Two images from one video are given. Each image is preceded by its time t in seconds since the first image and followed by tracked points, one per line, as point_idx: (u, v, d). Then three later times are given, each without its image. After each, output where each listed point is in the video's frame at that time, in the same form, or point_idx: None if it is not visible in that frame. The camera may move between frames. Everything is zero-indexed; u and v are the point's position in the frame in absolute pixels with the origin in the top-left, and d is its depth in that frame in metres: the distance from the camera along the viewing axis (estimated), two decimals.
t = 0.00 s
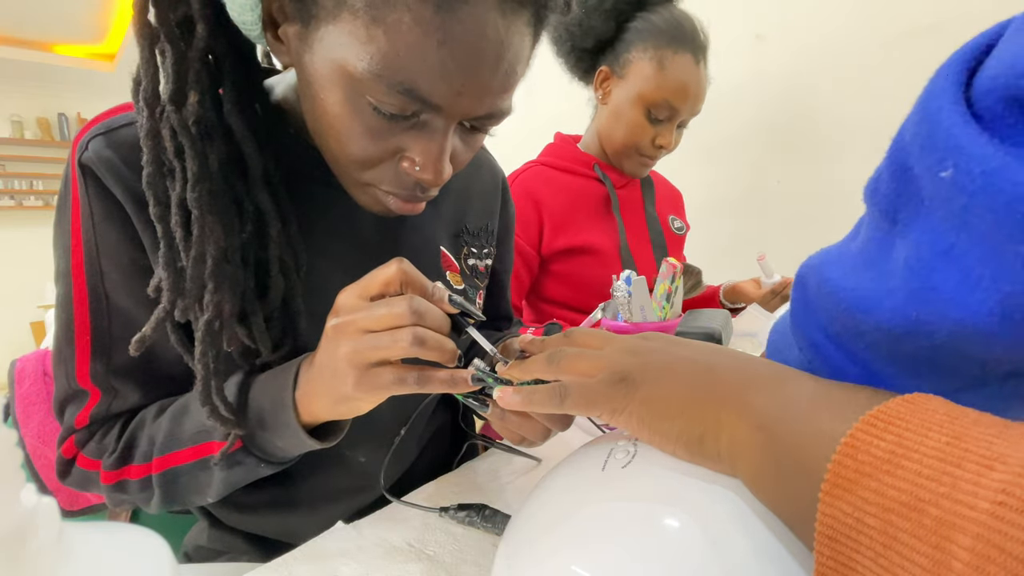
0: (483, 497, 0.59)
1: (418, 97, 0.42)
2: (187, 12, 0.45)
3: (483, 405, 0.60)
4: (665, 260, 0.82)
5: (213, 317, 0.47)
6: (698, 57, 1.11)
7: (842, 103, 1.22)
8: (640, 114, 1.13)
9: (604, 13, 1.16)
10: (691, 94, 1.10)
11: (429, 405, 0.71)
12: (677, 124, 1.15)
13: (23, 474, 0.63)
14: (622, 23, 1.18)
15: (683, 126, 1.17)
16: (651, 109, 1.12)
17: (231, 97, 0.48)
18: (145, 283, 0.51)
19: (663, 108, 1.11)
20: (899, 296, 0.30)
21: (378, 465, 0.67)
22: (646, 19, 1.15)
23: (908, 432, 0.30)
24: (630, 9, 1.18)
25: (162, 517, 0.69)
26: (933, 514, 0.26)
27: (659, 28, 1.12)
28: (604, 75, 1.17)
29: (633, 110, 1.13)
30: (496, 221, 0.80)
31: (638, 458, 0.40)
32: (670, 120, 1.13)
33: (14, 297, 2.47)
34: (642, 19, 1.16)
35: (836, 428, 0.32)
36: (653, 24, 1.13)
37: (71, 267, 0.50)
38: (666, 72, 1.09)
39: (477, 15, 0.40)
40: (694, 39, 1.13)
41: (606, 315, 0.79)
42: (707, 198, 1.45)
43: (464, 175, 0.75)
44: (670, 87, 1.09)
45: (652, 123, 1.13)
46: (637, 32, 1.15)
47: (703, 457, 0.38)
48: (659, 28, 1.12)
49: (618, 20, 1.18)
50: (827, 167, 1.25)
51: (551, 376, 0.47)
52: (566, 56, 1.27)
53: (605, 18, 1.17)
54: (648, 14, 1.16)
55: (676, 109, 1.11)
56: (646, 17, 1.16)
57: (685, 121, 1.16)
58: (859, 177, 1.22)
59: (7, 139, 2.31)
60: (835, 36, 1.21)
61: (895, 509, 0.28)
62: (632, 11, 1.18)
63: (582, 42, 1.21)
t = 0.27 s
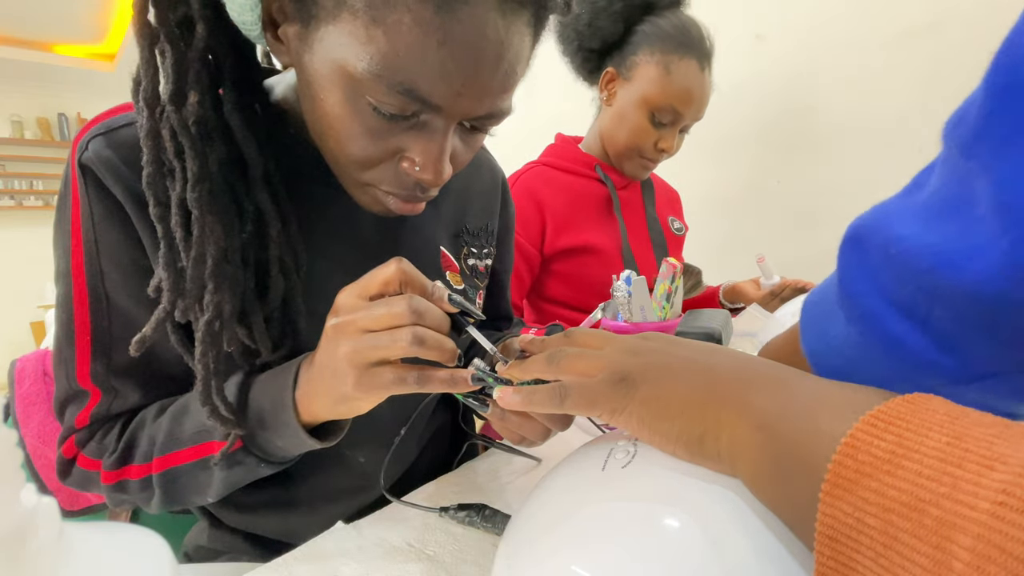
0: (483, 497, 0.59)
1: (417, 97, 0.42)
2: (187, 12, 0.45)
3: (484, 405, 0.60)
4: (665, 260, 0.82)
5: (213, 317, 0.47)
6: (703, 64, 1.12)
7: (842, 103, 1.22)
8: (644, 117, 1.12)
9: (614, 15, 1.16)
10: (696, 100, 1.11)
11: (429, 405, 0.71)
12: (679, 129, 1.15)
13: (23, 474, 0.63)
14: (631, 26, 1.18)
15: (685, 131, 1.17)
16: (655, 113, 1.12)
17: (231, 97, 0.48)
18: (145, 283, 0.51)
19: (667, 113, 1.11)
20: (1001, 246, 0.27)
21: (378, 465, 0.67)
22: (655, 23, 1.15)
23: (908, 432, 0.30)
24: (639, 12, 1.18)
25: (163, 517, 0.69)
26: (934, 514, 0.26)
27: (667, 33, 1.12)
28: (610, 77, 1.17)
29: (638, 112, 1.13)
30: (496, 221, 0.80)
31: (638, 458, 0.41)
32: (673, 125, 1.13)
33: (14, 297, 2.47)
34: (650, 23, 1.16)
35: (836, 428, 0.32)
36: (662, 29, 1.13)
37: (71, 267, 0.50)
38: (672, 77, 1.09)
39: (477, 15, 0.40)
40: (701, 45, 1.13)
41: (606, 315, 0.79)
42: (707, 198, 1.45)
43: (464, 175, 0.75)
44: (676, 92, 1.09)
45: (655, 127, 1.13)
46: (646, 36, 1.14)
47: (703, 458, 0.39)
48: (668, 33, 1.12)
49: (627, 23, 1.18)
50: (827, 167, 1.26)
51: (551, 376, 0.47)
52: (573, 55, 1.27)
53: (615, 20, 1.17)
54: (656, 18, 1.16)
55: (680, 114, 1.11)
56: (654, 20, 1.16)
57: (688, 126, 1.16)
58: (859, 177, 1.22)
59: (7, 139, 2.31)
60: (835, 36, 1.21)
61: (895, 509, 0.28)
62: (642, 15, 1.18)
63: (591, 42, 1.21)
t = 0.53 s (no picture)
0: (483, 497, 0.59)
1: (418, 97, 0.42)
2: (187, 12, 0.45)
3: (484, 404, 0.60)
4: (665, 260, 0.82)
5: (213, 316, 0.46)
6: (709, 68, 1.12)
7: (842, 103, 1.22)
8: (649, 119, 1.12)
9: (623, 15, 1.16)
10: (701, 103, 1.11)
11: (430, 405, 0.71)
12: (683, 132, 1.15)
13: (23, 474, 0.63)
14: (639, 26, 1.18)
15: (688, 134, 1.17)
16: (660, 115, 1.12)
17: (231, 96, 0.48)
18: (144, 283, 0.51)
19: (672, 115, 1.11)
20: None
21: (378, 465, 0.67)
22: (663, 25, 1.15)
23: (908, 432, 0.30)
24: (648, 13, 1.17)
25: (163, 517, 0.69)
26: (933, 514, 0.26)
27: (675, 36, 1.12)
28: (616, 78, 1.17)
29: (642, 114, 1.12)
30: (496, 220, 0.80)
31: (638, 458, 0.41)
32: (678, 128, 1.13)
33: (14, 297, 2.47)
34: (658, 25, 1.15)
35: (836, 428, 0.32)
36: (670, 31, 1.13)
37: (70, 267, 0.50)
38: (679, 80, 1.09)
39: (476, 15, 0.40)
40: (707, 49, 1.13)
41: (606, 315, 0.79)
42: (707, 198, 1.46)
43: (464, 175, 0.75)
44: (681, 95, 1.10)
45: (660, 130, 1.13)
46: (653, 36, 1.14)
47: (702, 457, 0.39)
48: (675, 36, 1.12)
49: (636, 24, 1.18)
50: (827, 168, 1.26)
51: (550, 375, 0.47)
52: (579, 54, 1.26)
53: (624, 21, 1.16)
54: (665, 19, 1.16)
55: (685, 117, 1.12)
56: (663, 22, 1.15)
57: (691, 129, 1.16)
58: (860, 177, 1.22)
59: (7, 139, 2.31)
60: (836, 36, 1.21)
61: (894, 509, 0.28)
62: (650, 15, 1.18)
63: (599, 41, 1.20)
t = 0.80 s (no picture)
0: (483, 497, 0.59)
1: (419, 97, 0.42)
2: (188, 12, 0.45)
3: (483, 404, 0.60)
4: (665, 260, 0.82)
5: (214, 316, 0.46)
6: (713, 70, 1.12)
7: (842, 103, 1.22)
8: (652, 120, 1.12)
9: (628, 15, 1.16)
10: (704, 105, 1.11)
11: (430, 405, 0.71)
12: (685, 133, 1.15)
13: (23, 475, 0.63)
14: (644, 26, 1.17)
15: (691, 135, 1.17)
16: (663, 116, 1.12)
17: (232, 96, 0.48)
18: (145, 282, 0.51)
19: (675, 116, 1.11)
20: None
21: (378, 465, 0.67)
22: (668, 25, 1.14)
23: (908, 433, 0.31)
24: (653, 12, 1.17)
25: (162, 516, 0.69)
26: (933, 514, 0.27)
27: (680, 37, 1.12)
28: (619, 77, 1.17)
29: (645, 115, 1.13)
30: (496, 220, 0.80)
31: (639, 458, 0.40)
32: (680, 129, 1.13)
33: (14, 298, 2.47)
34: (663, 25, 1.15)
35: (838, 428, 0.33)
36: (674, 31, 1.13)
37: (71, 266, 0.50)
38: (682, 82, 1.09)
39: (477, 15, 0.40)
40: (711, 51, 1.13)
41: (606, 315, 0.79)
42: (706, 198, 1.45)
43: (465, 175, 0.75)
44: (684, 97, 1.09)
45: (662, 131, 1.13)
46: (658, 36, 1.14)
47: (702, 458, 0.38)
48: (680, 37, 1.12)
49: (640, 24, 1.17)
50: (828, 168, 1.26)
51: (550, 375, 0.47)
52: (582, 53, 1.26)
53: (629, 21, 1.16)
54: (670, 19, 1.16)
55: (688, 119, 1.11)
56: (668, 22, 1.15)
57: (694, 131, 1.16)
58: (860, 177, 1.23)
59: (7, 139, 2.31)
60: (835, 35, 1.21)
61: (894, 509, 0.29)
62: (655, 16, 1.17)
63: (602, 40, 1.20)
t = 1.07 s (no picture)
0: (483, 497, 0.59)
1: (419, 98, 0.42)
2: (190, 12, 0.45)
3: (484, 404, 0.60)
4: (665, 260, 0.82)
5: (215, 315, 0.46)
6: (716, 70, 1.11)
7: (842, 103, 1.22)
8: (654, 121, 1.12)
9: (631, 15, 1.16)
10: (706, 106, 1.10)
11: (430, 405, 0.71)
12: (688, 134, 1.15)
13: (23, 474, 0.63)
14: (647, 27, 1.18)
15: (693, 136, 1.17)
16: (665, 117, 1.11)
17: (233, 96, 0.48)
18: (146, 282, 0.51)
19: (678, 118, 1.11)
20: None
21: (378, 465, 0.67)
22: (670, 25, 1.14)
23: (908, 433, 0.31)
24: (656, 13, 1.17)
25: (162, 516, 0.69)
26: (933, 515, 0.27)
27: (682, 38, 1.11)
28: (621, 77, 1.17)
29: (647, 116, 1.12)
30: (496, 220, 0.80)
31: (639, 457, 0.40)
32: (682, 130, 1.13)
33: (14, 297, 2.47)
34: (667, 25, 1.15)
35: (838, 428, 0.34)
36: (677, 32, 1.13)
37: (71, 266, 0.50)
38: (685, 83, 1.09)
39: (479, 16, 0.40)
40: (714, 51, 1.12)
41: (606, 315, 0.79)
42: (706, 198, 1.45)
43: (465, 175, 0.75)
44: (687, 98, 1.09)
45: (664, 132, 1.13)
46: (660, 37, 1.14)
47: (702, 458, 0.38)
48: (683, 38, 1.11)
49: (643, 25, 1.18)
50: (828, 168, 1.26)
51: (551, 375, 0.47)
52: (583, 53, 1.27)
53: (632, 21, 1.16)
54: (672, 20, 1.16)
55: (690, 120, 1.11)
56: (670, 23, 1.15)
57: (696, 132, 1.16)
58: (860, 177, 1.23)
59: (7, 139, 2.31)
60: (835, 36, 1.20)
61: (894, 509, 0.29)
62: (658, 16, 1.17)
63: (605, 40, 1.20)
